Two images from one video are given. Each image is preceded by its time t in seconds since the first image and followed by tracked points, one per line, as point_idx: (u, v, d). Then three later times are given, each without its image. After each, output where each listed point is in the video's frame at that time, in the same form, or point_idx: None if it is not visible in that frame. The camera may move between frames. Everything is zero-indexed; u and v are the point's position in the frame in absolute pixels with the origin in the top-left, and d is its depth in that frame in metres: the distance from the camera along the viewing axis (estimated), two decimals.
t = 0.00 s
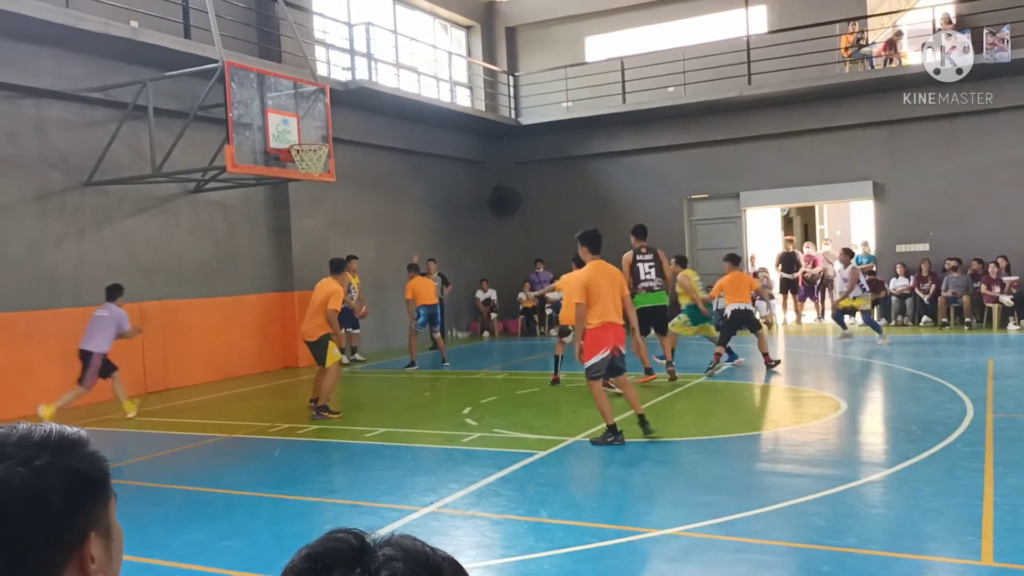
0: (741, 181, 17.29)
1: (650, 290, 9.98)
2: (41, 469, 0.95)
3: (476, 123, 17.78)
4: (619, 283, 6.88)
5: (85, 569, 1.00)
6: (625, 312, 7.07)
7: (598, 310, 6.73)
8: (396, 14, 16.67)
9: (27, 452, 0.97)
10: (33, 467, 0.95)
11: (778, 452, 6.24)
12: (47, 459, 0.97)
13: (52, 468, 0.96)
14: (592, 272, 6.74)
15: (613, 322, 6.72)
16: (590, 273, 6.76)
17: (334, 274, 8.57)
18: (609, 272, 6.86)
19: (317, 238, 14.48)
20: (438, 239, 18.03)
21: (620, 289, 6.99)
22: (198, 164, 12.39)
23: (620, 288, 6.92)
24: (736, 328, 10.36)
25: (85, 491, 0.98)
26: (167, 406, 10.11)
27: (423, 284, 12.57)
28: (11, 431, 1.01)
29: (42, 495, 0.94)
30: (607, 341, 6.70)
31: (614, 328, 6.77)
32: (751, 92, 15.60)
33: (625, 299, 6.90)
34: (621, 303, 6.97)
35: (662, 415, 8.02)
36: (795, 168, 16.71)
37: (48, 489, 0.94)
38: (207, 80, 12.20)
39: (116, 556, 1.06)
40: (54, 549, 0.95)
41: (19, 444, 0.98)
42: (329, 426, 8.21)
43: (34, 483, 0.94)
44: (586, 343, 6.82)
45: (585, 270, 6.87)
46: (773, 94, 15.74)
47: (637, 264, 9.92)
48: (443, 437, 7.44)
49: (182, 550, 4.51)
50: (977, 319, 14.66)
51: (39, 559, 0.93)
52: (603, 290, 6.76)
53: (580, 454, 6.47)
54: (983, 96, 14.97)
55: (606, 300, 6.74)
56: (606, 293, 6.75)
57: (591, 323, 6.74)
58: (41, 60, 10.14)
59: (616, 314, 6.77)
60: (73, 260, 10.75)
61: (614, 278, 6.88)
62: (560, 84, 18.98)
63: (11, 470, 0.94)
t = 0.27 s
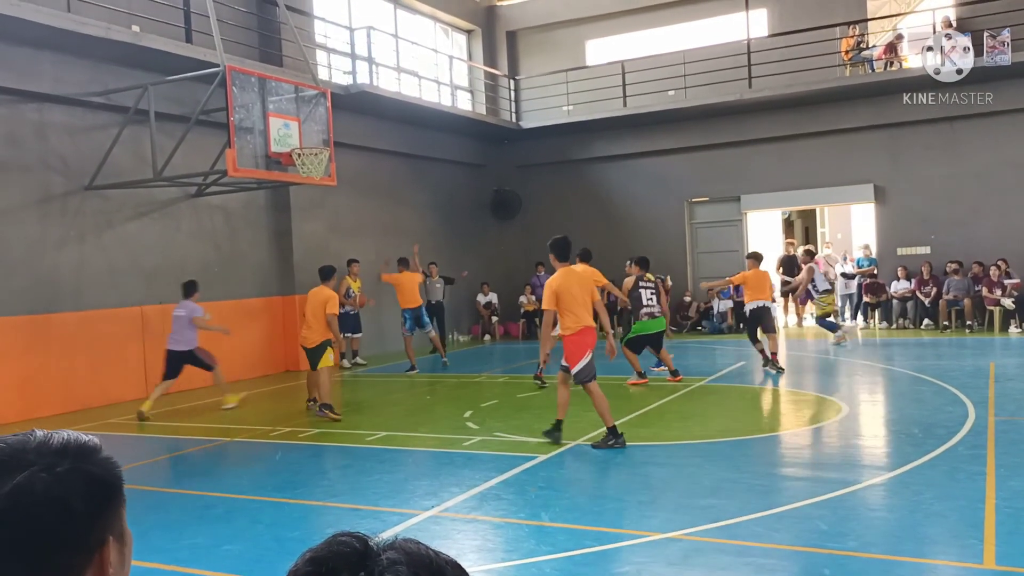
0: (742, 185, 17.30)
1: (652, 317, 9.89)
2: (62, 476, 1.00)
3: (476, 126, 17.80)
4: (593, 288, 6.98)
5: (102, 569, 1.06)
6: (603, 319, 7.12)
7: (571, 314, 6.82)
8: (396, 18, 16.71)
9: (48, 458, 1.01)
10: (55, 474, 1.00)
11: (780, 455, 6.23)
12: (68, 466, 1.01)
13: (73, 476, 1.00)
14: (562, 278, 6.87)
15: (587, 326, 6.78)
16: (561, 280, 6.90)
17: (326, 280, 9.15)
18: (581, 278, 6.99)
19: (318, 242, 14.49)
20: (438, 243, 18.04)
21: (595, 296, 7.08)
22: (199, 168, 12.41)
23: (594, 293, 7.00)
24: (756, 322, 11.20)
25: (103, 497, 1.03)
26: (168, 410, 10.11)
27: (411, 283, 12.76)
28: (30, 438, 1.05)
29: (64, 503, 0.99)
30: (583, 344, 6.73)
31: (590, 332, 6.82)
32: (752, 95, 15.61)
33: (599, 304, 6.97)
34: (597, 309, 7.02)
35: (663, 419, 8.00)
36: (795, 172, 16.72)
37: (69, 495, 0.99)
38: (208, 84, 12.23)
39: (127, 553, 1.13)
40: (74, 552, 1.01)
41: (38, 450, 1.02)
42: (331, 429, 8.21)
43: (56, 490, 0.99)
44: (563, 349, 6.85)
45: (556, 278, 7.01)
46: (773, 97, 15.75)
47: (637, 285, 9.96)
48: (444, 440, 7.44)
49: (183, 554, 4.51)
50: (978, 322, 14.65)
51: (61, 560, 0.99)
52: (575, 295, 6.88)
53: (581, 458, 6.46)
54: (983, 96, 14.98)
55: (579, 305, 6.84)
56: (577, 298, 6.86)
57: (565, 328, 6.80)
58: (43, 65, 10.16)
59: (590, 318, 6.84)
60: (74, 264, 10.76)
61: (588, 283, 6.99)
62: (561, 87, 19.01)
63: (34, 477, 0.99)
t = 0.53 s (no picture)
0: (742, 186, 17.30)
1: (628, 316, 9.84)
2: (71, 478, 1.00)
3: (476, 128, 17.81)
4: (557, 293, 7.03)
5: (109, 570, 1.06)
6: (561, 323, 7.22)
7: (534, 317, 6.86)
8: (396, 19, 16.72)
9: (57, 461, 1.01)
10: (64, 475, 0.99)
11: (780, 456, 6.22)
12: (76, 468, 1.01)
13: (81, 479, 1.00)
14: (530, 280, 6.89)
15: (549, 329, 6.85)
16: (527, 282, 6.92)
17: (321, 280, 9.50)
18: (546, 282, 7.03)
19: (318, 243, 14.50)
20: (439, 244, 18.04)
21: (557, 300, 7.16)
22: (200, 169, 12.41)
23: (557, 297, 7.07)
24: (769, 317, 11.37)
25: (112, 500, 1.03)
26: (168, 411, 10.11)
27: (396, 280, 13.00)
28: (38, 438, 1.05)
29: (72, 505, 0.98)
30: (544, 347, 6.77)
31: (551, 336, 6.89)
32: (752, 97, 15.61)
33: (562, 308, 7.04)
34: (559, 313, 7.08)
35: (663, 420, 8.00)
36: (796, 173, 16.72)
37: (78, 497, 0.99)
38: (209, 85, 12.24)
39: (134, 554, 1.12)
40: (82, 553, 1.00)
41: (47, 453, 1.02)
42: (330, 431, 8.21)
43: (65, 491, 0.99)
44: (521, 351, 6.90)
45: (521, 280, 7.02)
46: (773, 98, 15.75)
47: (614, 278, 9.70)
48: (444, 441, 7.44)
49: (184, 555, 4.51)
50: (979, 323, 14.64)
51: (69, 563, 0.99)
52: (539, 298, 6.92)
53: (582, 459, 6.46)
54: (983, 96, 14.98)
55: (542, 308, 6.89)
56: (541, 301, 6.91)
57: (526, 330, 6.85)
58: (43, 67, 10.17)
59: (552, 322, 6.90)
60: (74, 265, 10.76)
61: (552, 287, 7.04)
62: (561, 89, 19.02)
63: (43, 479, 0.98)
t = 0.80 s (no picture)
0: (742, 187, 17.31)
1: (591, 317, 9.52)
2: (73, 477, 1.01)
3: (477, 129, 17.82)
4: (522, 294, 7.08)
5: (110, 569, 1.07)
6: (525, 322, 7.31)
7: (497, 317, 6.93)
8: (397, 20, 16.73)
9: (58, 460, 1.02)
10: (68, 474, 1.01)
11: (780, 456, 6.23)
12: (79, 467, 1.02)
13: (85, 478, 1.01)
14: (496, 281, 6.90)
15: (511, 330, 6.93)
16: (492, 281, 6.95)
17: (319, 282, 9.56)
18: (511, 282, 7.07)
19: (319, 243, 14.51)
20: (439, 244, 18.05)
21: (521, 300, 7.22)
22: (201, 169, 12.43)
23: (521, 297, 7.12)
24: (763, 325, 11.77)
25: (113, 499, 1.04)
26: (170, 411, 10.12)
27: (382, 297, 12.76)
28: (38, 437, 1.07)
29: (77, 504, 1.00)
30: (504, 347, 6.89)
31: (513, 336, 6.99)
32: (752, 98, 15.61)
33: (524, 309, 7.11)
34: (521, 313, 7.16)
35: (663, 420, 8.01)
36: (796, 174, 16.73)
37: (81, 497, 1.00)
38: (210, 86, 12.25)
39: (134, 553, 1.14)
40: (83, 552, 1.02)
41: (48, 452, 1.03)
42: (332, 430, 8.22)
43: (67, 491, 1.00)
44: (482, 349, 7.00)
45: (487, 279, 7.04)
46: (774, 100, 15.76)
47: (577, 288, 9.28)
48: (445, 441, 7.44)
49: (185, 554, 4.52)
50: (978, 324, 14.65)
51: (70, 562, 1.01)
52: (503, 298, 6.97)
53: (582, 459, 6.46)
54: (982, 96, 14.99)
55: (505, 309, 6.96)
56: (506, 302, 6.96)
57: (488, 329, 6.93)
58: (45, 67, 10.18)
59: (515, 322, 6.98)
60: (76, 265, 10.78)
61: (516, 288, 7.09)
62: (561, 90, 19.03)
63: (45, 479, 1.00)
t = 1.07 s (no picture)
0: (743, 188, 17.31)
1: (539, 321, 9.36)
2: (72, 478, 1.02)
3: (478, 129, 17.83)
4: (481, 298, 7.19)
5: (110, 570, 1.08)
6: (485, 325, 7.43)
7: (453, 322, 7.06)
8: (399, 21, 16.74)
9: (58, 461, 1.03)
10: (67, 475, 1.02)
11: (780, 457, 6.23)
12: (77, 468, 1.03)
13: (83, 478, 1.02)
14: (454, 287, 6.99)
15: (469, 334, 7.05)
16: (451, 287, 7.06)
17: (314, 275, 9.58)
18: (470, 287, 7.17)
19: (320, 243, 14.52)
20: (440, 245, 18.05)
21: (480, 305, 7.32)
22: (202, 169, 12.44)
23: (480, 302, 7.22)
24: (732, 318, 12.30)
25: (113, 499, 1.04)
26: (171, 410, 10.12)
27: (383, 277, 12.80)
28: (39, 438, 1.08)
29: (75, 505, 1.01)
30: (459, 351, 7.02)
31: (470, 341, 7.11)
32: (753, 99, 15.62)
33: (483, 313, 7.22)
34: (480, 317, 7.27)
35: (663, 421, 7.99)
36: (797, 175, 16.73)
37: (80, 497, 1.01)
38: (211, 86, 12.26)
39: (136, 553, 1.14)
40: (81, 553, 1.02)
41: (47, 453, 1.04)
42: (332, 430, 8.22)
43: (66, 491, 1.01)
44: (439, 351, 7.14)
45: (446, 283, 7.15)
46: (775, 101, 15.76)
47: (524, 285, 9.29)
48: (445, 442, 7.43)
49: (186, 554, 4.52)
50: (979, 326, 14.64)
51: (69, 564, 1.01)
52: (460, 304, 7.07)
53: (582, 460, 6.46)
54: (982, 96, 14.99)
55: (463, 314, 7.07)
56: (463, 308, 7.07)
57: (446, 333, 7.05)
58: (47, 67, 10.19)
59: (472, 327, 7.10)
60: (77, 265, 10.79)
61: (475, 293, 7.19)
62: (563, 90, 19.03)
63: (44, 480, 1.01)
